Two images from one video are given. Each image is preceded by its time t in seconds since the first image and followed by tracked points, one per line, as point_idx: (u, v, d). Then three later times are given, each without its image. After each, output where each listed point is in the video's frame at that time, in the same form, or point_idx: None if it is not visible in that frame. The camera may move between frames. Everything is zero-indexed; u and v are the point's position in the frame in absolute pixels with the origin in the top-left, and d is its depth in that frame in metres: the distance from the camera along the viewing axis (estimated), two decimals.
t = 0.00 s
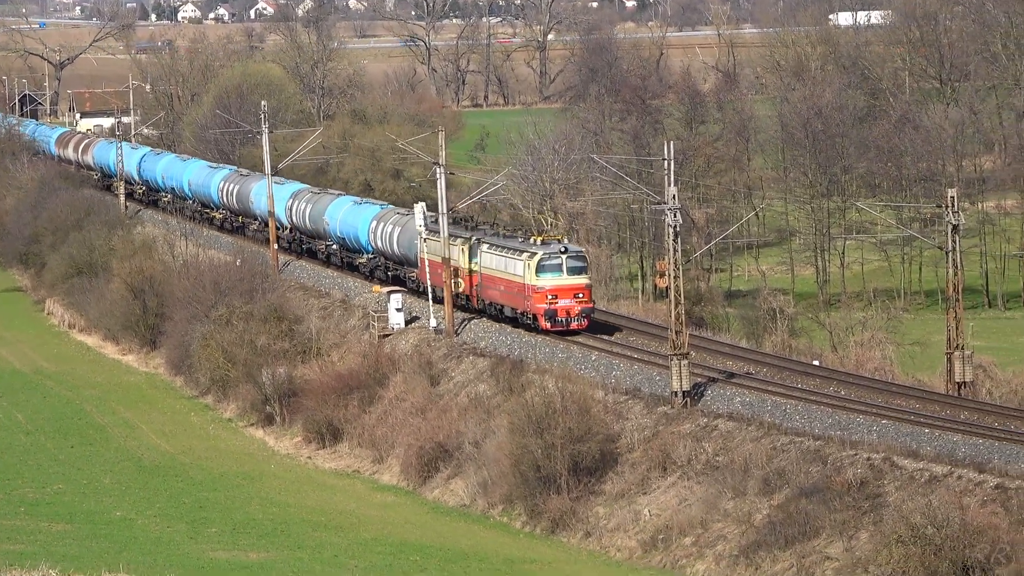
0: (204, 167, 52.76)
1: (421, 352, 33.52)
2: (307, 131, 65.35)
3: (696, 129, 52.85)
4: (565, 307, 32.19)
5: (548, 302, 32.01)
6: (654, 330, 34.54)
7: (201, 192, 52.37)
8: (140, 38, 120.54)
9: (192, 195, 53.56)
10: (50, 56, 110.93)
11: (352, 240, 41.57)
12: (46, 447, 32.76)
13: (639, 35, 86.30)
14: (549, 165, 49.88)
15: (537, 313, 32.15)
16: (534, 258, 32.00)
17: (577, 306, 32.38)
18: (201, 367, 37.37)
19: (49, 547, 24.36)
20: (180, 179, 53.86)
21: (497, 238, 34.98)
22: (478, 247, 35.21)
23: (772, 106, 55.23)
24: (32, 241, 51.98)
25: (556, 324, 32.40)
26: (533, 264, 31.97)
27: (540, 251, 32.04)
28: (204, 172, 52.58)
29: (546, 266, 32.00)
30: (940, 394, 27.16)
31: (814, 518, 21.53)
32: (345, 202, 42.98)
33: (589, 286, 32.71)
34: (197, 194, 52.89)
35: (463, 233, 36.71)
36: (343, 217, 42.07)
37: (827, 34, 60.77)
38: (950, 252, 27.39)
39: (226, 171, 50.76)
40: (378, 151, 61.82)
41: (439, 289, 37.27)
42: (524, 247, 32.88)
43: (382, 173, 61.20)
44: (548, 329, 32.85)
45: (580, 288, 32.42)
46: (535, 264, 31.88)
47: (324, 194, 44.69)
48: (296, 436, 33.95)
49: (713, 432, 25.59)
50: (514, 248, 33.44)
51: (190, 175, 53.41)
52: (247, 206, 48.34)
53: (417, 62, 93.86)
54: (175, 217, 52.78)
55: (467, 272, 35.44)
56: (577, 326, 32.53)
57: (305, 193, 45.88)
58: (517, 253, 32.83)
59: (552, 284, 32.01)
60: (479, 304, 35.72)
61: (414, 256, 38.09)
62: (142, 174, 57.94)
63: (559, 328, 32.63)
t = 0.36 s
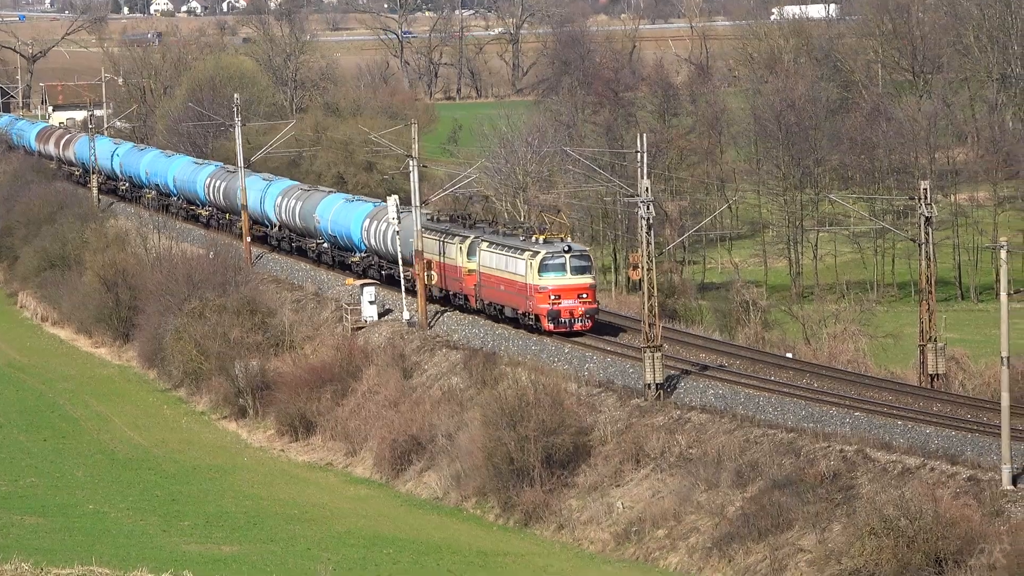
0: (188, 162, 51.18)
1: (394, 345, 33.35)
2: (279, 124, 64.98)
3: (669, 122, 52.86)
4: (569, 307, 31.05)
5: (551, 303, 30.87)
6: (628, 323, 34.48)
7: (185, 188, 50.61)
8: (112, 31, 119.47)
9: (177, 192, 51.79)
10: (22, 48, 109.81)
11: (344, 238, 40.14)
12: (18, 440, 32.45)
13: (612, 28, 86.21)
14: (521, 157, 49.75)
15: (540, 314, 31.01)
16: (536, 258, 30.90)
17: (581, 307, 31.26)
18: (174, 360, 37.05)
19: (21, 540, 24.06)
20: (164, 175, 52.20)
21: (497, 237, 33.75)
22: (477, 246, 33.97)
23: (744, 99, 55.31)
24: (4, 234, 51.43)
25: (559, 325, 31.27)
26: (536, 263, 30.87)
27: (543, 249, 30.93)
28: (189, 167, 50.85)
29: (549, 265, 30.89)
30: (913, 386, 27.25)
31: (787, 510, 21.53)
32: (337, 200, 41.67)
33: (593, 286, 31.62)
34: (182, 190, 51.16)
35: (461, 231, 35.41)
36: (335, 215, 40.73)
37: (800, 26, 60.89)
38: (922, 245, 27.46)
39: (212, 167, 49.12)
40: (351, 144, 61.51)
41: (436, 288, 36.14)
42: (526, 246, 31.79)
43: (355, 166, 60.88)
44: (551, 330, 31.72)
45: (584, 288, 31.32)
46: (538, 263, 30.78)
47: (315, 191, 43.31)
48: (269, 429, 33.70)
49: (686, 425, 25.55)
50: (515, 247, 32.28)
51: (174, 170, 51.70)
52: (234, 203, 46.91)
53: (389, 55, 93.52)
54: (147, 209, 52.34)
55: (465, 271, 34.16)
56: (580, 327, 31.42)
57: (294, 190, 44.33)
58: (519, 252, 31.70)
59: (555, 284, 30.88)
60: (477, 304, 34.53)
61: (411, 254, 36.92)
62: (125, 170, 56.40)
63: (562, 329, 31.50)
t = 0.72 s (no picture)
0: (173, 158, 49.54)
1: (364, 337, 33.15)
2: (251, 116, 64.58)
3: (641, 114, 52.87)
4: (573, 308, 29.98)
5: (555, 303, 29.83)
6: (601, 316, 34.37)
7: (170, 184, 49.00)
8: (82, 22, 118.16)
9: (162, 188, 50.21)
10: None
11: (335, 236, 38.77)
12: None
13: (584, 20, 86.12)
14: (493, 149, 49.63)
15: (544, 314, 29.96)
16: (540, 256, 29.89)
17: (586, 308, 30.18)
18: (145, 352, 36.70)
19: None
20: (147, 171, 50.61)
21: (497, 235, 32.61)
22: (476, 244, 32.79)
23: (716, 91, 55.36)
24: None
25: (563, 326, 30.20)
26: (540, 262, 29.86)
27: (548, 248, 29.93)
28: (173, 163, 49.29)
29: (554, 264, 29.87)
30: (884, 379, 27.29)
31: (758, 503, 21.53)
32: (327, 195, 40.24)
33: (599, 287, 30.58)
34: (167, 187, 49.58)
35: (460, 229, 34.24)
36: (326, 212, 39.26)
37: (771, 19, 61.01)
38: (893, 237, 27.52)
39: (197, 163, 47.53)
40: (322, 136, 61.14)
41: (433, 288, 34.97)
42: (528, 245, 30.76)
43: (326, 159, 60.52)
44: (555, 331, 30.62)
45: (589, 288, 30.26)
46: (542, 262, 29.75)
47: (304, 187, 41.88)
48: (240, 421, 33.43)
49: (657, 417, 25.47)
50: (517, 245, 31.23)
51: (159, 166, 50.14)
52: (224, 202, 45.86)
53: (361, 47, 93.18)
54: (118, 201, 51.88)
55: (463, 270, 32.95)
56: (586, 329, 30.31)
57: (283, 186, 42.91)
58: (522, 251, 30.66)
59: (559, 284, 29.83)
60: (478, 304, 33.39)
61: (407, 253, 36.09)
62: (106, 165, 54.86)
63: (566, 331, 30.38)
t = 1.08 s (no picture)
0: (153, 156, 48.00)
1: (329, 332, 32.89)
2: (216, 110, 64.07)
3: (606, 109, 52.97)
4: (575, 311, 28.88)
5: (556, 306, 28.75)
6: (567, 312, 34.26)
7: (149, 183, 47.48)
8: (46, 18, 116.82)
9: (139, 187, 48.70)
10: None
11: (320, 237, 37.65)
12: None
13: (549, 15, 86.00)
14: (459, 144, 49.36)
15: (544, 318, 28.86)
16: (540, 257, 28.83)
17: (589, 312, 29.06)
18: (109, 347, 36.27)
19: None
20: (125, 169, 49.06)
21: (492, 236, 31.65)
22: (471, 245, 31.84)
23: (682, 86, 55.42)
24: None
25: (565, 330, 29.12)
26: (540, 263, 28.77)
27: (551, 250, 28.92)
28: (153, 162, 47.74)
29: (555, 265, 28.80)
30: (849, 373, 27.32)
31: (723, 497, 21.53)
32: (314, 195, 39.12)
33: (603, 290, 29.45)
34: (145, 186, 48.05)
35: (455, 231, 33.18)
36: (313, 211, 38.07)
37: (737, 14, 61.17)
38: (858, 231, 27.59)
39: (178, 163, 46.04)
40: (287, 131, 60.66)
41: (424, 291, 33.78)
42: (528, 246, 29.74)
43: (291, 153, 60.09)
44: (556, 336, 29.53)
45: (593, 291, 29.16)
46: (542, 263, 28.70)
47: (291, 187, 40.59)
48: (205, 416, 33.09)
49: (622, 411, 25.37)
50: (516, 247, 30.24)
51: (137, 165, 48.59)
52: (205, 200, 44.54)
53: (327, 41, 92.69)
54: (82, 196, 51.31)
55: (456, 272, 31.93)
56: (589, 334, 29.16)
57: (266, 185, 41.52)
58: (523, 252, 29.62)
59: (560, 287, 28.76)
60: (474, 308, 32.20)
61: (394, 255, 35.34)
62: (80, 163, 53.36)
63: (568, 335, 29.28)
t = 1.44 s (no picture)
0: (129, 154, 46.14)
1: (293, 327, 32.65)
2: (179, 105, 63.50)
3: (569, 103, 53.05)
4: (578, 313, 28.21)
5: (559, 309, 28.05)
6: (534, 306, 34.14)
7: (125, 182, 45.75)
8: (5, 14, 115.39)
9: (116, 185, 46.95)
10: None
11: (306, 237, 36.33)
12: None
13: (512, 9, 85.98)
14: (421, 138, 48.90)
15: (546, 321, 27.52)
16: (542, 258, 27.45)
17: (592, 314, 28.30)
18: (73, 342, 35.83)
19: None
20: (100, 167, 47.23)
21: (489, 236, 30.21)
22: (466, 245, 30.42)
23: (644, 79, 55.50)
24: None
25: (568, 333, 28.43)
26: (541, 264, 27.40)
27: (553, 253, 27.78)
28: (129, 160, 45.91)
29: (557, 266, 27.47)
30: (812, 366, 27.38)
31: (687, 489, 21.54)
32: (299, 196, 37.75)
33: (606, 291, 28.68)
34: (122, 184, 46.30)
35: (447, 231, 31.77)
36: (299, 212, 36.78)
37: (699, 8, 61.42)
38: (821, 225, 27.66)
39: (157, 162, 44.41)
40: (250, 125, 60.19)
41: (415, 293, 32.38)
42: (529, 246, 28.34)
43: (254, 148, 59.64)
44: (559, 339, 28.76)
45: (596, 293, 28.29)
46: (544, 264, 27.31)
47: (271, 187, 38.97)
48: (169, 411, 32.72)
49: (586, 405, 25.26)
50: (516, 246, 28.77)
51: (113, 162, 46.79)
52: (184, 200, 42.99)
53: (289, 36, 92.13)
54: (43, 190, 50.71)
55: (450, 273, 30.53)
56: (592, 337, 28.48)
57: (247, 184, 39.94)
58: (524, 252, 28.20)
59: (563, 289, 28.02)
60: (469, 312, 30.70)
61: (383, 256, 33.85)
62: (54, 160, 51.48)
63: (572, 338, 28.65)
